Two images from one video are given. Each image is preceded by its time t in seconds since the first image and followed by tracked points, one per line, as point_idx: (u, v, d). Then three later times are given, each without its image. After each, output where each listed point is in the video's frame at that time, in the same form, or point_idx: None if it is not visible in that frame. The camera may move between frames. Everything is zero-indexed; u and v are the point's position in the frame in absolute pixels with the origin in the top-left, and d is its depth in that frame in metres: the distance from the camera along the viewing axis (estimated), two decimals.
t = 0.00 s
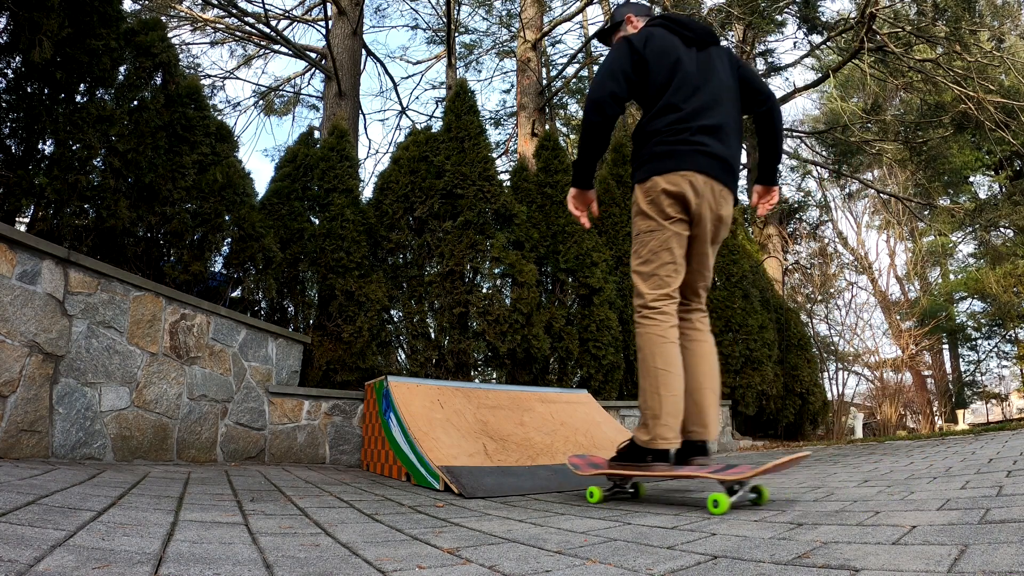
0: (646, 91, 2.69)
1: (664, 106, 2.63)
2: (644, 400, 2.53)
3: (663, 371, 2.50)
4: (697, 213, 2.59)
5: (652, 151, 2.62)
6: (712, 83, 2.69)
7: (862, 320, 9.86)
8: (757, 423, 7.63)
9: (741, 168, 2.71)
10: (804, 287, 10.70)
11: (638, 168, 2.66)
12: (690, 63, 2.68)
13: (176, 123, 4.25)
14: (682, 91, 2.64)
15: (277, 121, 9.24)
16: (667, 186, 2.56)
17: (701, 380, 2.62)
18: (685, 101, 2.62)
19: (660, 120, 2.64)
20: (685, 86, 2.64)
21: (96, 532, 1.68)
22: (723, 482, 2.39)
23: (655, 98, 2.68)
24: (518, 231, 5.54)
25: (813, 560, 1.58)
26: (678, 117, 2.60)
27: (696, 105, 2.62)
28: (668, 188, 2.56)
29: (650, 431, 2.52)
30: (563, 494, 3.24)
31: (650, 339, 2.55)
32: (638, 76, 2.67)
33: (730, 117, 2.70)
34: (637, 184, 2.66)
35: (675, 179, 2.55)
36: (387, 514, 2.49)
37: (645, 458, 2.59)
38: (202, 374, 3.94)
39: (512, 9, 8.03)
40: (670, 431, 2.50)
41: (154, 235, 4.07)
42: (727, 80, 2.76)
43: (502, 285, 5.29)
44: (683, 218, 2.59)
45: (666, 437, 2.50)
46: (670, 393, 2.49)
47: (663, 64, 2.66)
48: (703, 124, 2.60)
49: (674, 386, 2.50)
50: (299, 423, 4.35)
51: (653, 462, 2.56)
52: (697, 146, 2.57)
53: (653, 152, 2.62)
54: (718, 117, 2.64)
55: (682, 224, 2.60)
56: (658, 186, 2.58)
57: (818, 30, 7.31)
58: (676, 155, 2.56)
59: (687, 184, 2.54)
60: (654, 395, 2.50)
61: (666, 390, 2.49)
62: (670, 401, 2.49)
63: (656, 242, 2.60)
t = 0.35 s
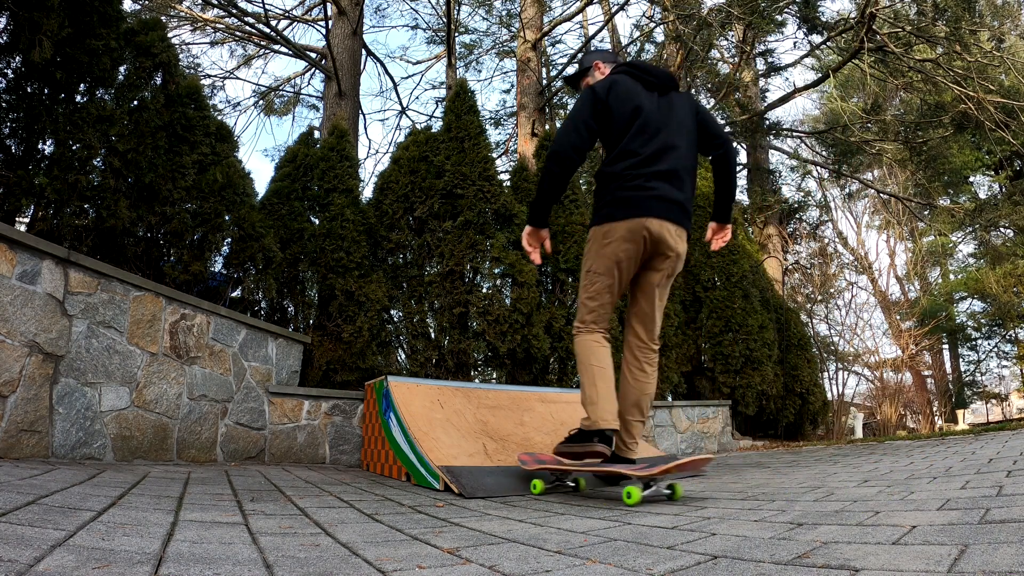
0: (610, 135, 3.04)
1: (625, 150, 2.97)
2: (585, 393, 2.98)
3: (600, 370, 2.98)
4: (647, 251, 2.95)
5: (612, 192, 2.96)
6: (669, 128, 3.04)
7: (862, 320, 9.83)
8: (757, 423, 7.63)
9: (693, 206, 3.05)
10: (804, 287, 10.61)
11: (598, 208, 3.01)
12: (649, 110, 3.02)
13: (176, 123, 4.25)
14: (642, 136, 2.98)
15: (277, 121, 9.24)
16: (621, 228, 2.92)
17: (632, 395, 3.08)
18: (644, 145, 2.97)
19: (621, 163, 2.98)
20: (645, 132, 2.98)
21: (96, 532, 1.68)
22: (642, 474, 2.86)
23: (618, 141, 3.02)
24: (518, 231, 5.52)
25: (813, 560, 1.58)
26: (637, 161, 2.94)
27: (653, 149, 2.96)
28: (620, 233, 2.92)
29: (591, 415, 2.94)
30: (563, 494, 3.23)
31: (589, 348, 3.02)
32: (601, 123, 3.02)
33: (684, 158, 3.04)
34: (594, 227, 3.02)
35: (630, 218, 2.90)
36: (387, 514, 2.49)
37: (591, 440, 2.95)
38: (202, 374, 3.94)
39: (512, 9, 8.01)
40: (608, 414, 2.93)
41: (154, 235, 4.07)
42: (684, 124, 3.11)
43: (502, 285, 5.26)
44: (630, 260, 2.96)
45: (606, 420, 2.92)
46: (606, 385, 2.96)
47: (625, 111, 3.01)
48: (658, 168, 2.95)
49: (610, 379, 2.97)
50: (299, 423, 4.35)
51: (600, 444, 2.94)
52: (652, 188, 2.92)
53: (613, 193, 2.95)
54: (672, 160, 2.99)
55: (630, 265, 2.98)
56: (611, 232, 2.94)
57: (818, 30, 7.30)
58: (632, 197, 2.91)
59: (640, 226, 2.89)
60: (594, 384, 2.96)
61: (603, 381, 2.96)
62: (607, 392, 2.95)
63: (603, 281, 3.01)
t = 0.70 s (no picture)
0: (603, 143, 3.07)
1: (618, 159, 3.00)
2: (574, 388, 2.99)
3: (590, 367, 2.98)
4: (640, 255, 2.95)
5: (606, 199, 2.98)
6: (661, 137, 3.08)
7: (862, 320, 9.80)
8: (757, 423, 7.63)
9: (685, 215, 3.09)
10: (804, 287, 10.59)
11: (591, 214, 3.02)
12: (641, 118, 3.06)
13: (176, 123, 4.25)
14: (635, 145, 3.02)
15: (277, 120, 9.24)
16: (614, 233, 2.92)
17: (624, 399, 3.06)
18: (637, 155, 3.01)
19: (614, 171, 3.01)
20: (638, 141, 3.02)
21: (96, 532, 1.68)
22: (626, 476, 2.84)
23: (612, 149, 3.05)
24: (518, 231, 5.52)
25: (813, 560, 1.58)
26: (630, 170, 2.98)
27: (646, 158, 3.00)
28: (613, 237, 2.93)
29: (583, 408, 2.93)
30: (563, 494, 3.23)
31: (580, 346, 3.03)
32: (595, 130, 3.05)
33: (677, 167, 3.08)
34: (586, 235, 3.02)
35: (623, 224, 2.91)
36: (387, 514, 2.49)
37: (584, 434, 2.91)
38: (202, 374, 3.94)
39: (512, 9, 8.01)
40: (600, 408, 2.93)
41: (154, 235, 4.07)
42: (676, 134, 3.16)
43: (502, 285, 5.25)
44: (623, 264, 2.96)
45: (597, 413, 2.92)
46: (597, 381, 2.97)
47: (619, 119, 3.04)
48: (652, 176, 2.98)
49: (600, 374, 2.98)
50: (299, 423, 4.35)
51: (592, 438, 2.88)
52: (645, 195, 2.94)
53: (606, 201, 2.97)
54: (665, 168, 3.02)
55: (622, 269, 2.98)
56: (604, 237, 2.95)
57: (818, 30, 7.32)
58: (625, 204, 2.93)
59: (633, 232, 2.90)
60: (585, 377, 2.97)
61: (594, 376, 2.96)
62: (598, 388, 2.95)
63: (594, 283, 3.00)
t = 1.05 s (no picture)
0: (603, 143, 3.07)
1: (618, 159, 3.00)
2: (574, 388, 2.99)
3: (590, 367, 2.98)
4: (640, 255, 2.95)
5: (606, 199, 2.98)
6: (661, 137, 3.09)
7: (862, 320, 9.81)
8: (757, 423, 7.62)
9: (685, 215, 3.09)
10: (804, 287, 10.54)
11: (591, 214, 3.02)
12: (641, 118, 3.07)
13: (177, 122, 4.25)
14: (635, 145, 3.02)
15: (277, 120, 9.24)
16: (614, 233, 2.92)
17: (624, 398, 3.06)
18: (637, 154, 3.01)
19: (614, 171, 3.01)
20: (637, 141, 3.02)
21: (96, 532, 1.68)
22: (626, 476, 2.85)
23: (612, 149, 3.06)
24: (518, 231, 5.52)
25: (813, 560, 1.58)
26: (630, 170, 2.98)
27: (646, 158, 3.00)
28: (613, 237, 2.93)
29: (583, 408, 2.93)
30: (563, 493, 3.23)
31: (580, 346, 3.03)
32: (595, 131, 3.05)
33: (677, 167, 3.08)
34: (586, 235, 3.02)
35: (623, 224, 2.91)
36: (387, 514, 2.49)
37: (584, 434, 2.90)
38: (202, 374, 3.94)
39: (512, 9, 8.01)
40: (600, 408, 2.93)
41: (154, 235, 4.07)
42: (676, 134, 3.16)
43: (502, 285, 5.25)
44: (623, 264, 2.96)
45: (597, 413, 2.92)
46: (597, 381, 2.97)
47: (619, 119, 3.04)
48: (652, 176, 2.98)
49: (600, 374, 2.98)
50: (299, 423, 4.35)
51: (593, 439, 2.88)
52: (644, 195, 2.94)
53: (606, 200, 2.97)
54: (665, 168, 3.02)
55: (622, 270, 2.98)
56: (604, 237, 2.95)
57: (819, 30, 7.33)
58: (625, 204, 2.93)
59: (633, 231, 2.90)
60: (585, 377, 2.97)
61: (594, 377, 2.96)
62: (598, 388, 2.95)
63: (594, 284, 3.00)
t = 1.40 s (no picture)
0: (603, 143, 3.07)
1: (618, 159, 3.01)
2: (574, 388, 2.99)
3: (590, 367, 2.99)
4: (640, 255, 2.95)
5: (605, 199, 2.98)
6: (662, 137, 3.08)
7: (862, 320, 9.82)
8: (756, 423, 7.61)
9: (685, 215, 3.09)
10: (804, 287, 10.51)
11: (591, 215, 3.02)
12: (641, 118, 3.06)
13: (176, 122, 4.25)
14: (635, 145, 3.02)
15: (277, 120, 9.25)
16: (614, 232, 2.92)
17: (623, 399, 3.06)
18: (637, 154, 3.01)
19: (614, 171, 3.01)
20: (637, 141, 3.02)
21: (96, 532, 1.68)
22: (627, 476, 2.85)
23: (612, 149, 3.06)
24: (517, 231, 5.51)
25: (813, 560, 1.58)
26: (630, 170, 2.98)
27: (646, 158, 3.00)
28: (613, 237, 2.93)
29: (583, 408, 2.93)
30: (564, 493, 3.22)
31: (579, 346, 3.03)
32: (595, 130, 3.05)
33: (677, 166, 3.07)
34: (586, 235, 3.02)
35: (623, 224, 2.91)
36: (387, 514, 2.49)
37: (584, 434, 2.90)
38: (202, 374, 3.94)
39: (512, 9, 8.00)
40: (600, 408, 2.93)
41: (154, 235, 4.07)
42: (676, 134, 3.16)
43: (502, 285, 5.25)
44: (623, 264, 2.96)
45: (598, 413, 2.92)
46: (597, 381, 2.97)
47: (619, 119, 3.04)
48: (651, 176, 2.98)
49: (601, 374, 2.98)
50: (299, 423, 4.35)
51: (593, 439, 2.88)
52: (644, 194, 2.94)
53: (606, 200, 2.97)
54: (665, 168, 3.02)
55: (621, 271, 2.98)
56: (604, 237, 2.95)
57: (818, 30, 7.32)
58: (625, 203, 2.93)
59: (634, 231, 2.90)
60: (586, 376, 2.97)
61: (594, 377, 2.96)
62: (598, 388, 2.95)
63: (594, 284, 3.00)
